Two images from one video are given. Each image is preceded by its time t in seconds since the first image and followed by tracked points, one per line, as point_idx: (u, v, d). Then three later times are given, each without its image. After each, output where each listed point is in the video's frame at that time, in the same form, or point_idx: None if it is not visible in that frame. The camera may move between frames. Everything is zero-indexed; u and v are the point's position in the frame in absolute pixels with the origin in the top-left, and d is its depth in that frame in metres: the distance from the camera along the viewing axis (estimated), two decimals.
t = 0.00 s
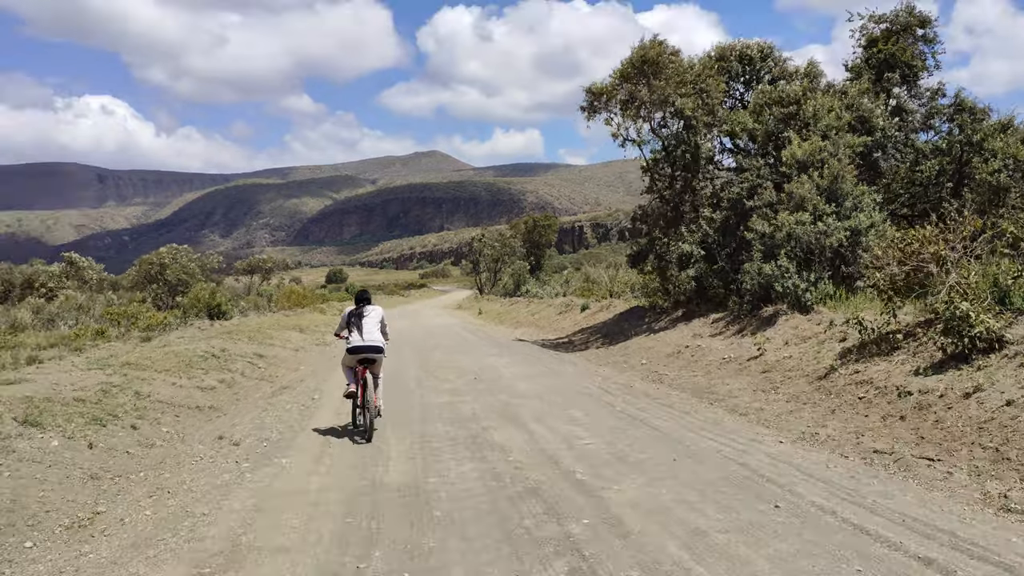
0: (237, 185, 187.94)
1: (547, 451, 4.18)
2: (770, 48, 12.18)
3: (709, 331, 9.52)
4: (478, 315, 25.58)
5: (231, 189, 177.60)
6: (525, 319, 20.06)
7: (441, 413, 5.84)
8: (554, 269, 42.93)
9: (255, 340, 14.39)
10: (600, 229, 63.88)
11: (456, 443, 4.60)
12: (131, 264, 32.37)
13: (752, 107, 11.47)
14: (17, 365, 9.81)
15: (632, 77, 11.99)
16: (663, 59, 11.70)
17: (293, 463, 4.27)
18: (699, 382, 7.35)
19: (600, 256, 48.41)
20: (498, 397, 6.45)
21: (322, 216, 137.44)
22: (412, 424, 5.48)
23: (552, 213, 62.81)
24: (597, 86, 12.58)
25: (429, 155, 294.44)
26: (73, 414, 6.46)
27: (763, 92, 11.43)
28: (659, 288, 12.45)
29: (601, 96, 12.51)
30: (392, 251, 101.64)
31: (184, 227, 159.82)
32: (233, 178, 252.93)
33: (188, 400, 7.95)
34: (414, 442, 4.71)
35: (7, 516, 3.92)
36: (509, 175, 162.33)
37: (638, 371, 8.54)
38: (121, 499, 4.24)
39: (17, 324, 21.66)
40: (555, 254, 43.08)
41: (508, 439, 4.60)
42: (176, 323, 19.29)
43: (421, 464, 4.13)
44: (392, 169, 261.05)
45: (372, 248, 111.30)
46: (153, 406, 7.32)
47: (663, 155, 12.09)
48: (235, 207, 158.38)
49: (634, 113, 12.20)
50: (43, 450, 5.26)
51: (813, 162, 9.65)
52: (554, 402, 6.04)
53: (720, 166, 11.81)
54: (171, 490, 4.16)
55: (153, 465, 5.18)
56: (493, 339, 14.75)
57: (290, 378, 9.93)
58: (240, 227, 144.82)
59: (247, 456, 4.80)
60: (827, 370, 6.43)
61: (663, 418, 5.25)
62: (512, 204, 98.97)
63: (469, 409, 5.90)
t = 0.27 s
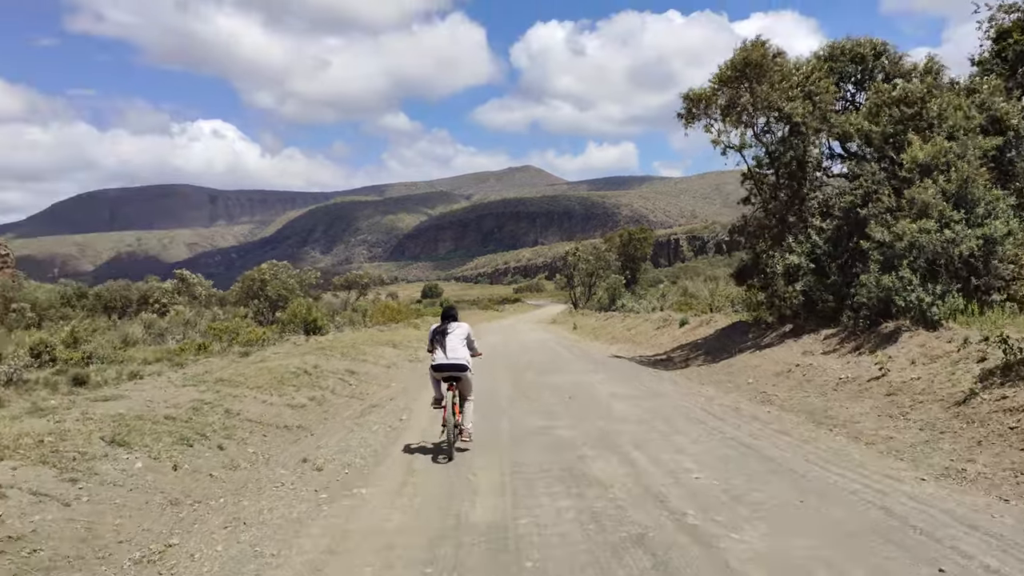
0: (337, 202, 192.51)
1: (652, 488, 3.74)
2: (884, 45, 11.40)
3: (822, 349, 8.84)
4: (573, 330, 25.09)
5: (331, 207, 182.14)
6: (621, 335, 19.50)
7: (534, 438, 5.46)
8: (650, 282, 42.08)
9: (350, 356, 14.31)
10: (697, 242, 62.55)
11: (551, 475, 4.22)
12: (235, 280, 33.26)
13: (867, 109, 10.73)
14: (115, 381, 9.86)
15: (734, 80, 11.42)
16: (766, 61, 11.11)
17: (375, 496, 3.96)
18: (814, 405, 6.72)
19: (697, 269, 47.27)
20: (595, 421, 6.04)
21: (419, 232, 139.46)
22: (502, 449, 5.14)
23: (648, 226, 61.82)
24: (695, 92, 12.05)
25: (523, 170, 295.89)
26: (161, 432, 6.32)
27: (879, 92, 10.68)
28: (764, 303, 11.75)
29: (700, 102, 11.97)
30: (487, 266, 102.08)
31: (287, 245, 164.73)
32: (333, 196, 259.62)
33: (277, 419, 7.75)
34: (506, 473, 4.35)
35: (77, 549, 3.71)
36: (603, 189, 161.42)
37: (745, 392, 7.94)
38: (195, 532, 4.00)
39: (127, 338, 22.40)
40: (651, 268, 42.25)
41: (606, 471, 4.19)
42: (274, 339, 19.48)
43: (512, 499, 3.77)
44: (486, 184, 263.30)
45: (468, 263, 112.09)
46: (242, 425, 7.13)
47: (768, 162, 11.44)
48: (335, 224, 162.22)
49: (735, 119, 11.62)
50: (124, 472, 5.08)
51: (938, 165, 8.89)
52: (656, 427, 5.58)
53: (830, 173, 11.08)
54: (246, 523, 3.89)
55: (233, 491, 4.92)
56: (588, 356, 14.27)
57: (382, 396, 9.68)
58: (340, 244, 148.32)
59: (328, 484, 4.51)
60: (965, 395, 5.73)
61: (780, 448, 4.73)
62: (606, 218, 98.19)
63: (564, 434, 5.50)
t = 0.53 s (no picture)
0: (438, 218, 195.26)
1: (784, 537, 3.25)
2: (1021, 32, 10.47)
3: (959, 366, 8.03)
4: (676, 343, 24.39)
5: (433, 223, 184.83)
6: (728, 348, 18.76)
7: (641, 468, 4.99)
8: (756, 293, 40.83)
9: (448, 372, 14.00)
10: (805, 251, 60.56)
11: (663, 517, 3.77)
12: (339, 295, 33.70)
13: (1002, 101, 9.85)
14: (214, 399, 9.77)
15: (852, 76, 10.75)
16: (888, 54, 10.40)
17: (467, 538, 3.60)
18: (958, 430, 6.02)
19: (805, 279, 45.64)
20: (709, 448, 5.54)
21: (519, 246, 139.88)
22: (606, 479, 4.73)
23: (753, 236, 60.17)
24: (809, 91, 11.39)
25: (623, 182, 293.91)
26: (252, 456, 6.01)
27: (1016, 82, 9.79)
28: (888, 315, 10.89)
29: (814, 101, 11.31)
30: (587, 279, 101.46)
31: (390, 261, 167.87)
32: (435, 212, 263.57)
33: (372, 441, 7.45)
34: (611, 513, 3.92)
35: None
36: (705, 199, 158.76)
37: (873, 414, 7.26)
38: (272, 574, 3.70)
39: (235, 354, 22.82)
40: (757, 278, 40.97)
41: (729, 514, 3.72)
42: (376, 355, 19.53)
43: (622, 547, 3.35)
44: (586, 197, 262.67)
45: (568, 275, 111.76)
46: (336, 447, 6.85)
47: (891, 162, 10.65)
48: (437, 240, 164.49)
49: (854, 120, 10.91)
50: (211, 499, 4.82)
51: None
52: (779, 456, 5.06)
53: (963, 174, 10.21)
54: (325, 565, 3.56)
55: (321, 522, 4.60)
56: (695, 371, 13.63)
57: (479, 417, 9.32)
58: (441, 259, 150.15)
59: (417, 520, 4.16)
60: None
61: (930, 486, 4.13)
62: (708, 229, 96.32)
63: (675, 464, 5.04)
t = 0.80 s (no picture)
0: (518, 228, 195.63)
1: None
2: None
3: None
4: (761, 353, 23.51)
5: (513, 233, 185.26)
6: (816, 358, 17.90)
7: (720, 493, 4.51)
8: (845, 300, 39.32)
9: (522, 384, 13.63)
10: (897, 257, 58.27)
11: (746, 553, 3.31)
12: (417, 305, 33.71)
13: None
14: (281, 412, 9.61)
15: (951, 64, 10.06)
16: (991, 38, 9.67)
17: None
18: None
19: (898, 285, 43.79)
20: (798, 469, 5.02)
21: (599, 255, 138.90)
22: (681, 506, 4.28)
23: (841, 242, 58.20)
24: (903, 83, 10.69)
25: (705, 189, 289.67)
26: (308, 474, 5.72)
27: None
28: (995, 322, 10.01)
29: (910, 93, 10.61)
30: (669, 287, 99.96)
31: (471, 272, 168.83)
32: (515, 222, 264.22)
33: (436, 457, 7.10)
34: (686, 547, 3.48)
35: None
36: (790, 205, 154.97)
37: (982, 430, 6.59)
38: None
39: (315, 365, 22.92)
40: (846, 285, 39.46)
41: (823, 552, 3.23)
42: (452, 365, 19.31)
43: None
44: (667, 205, 259.67)
45: (649, 284, 110.38)
46: (397, 464, 6.51)
47: (996, 155, 9.85)
48: (517, 250, 164.73)
49: (954, 110, 10.16)
50: (256, 523, 4.51)
51: None
52: (878, 481, 4.52)
53: None
54: None
55: (370, 551, 4.25)
56: (781, 383, 12.95)
57: (551, 431, 8.89)
58: (521, 269, 150.20)
59: (470, 552, 3.76)
60: None
61: None
62: (794, 235, 93.84)
63: (760, 488, 4.54)
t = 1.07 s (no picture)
0: (591, 241, 194.67)
1: None
2: None
3: None
4: (844, 367, 22.49)
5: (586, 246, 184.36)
6: (903, 373, 16.93)
7: (794, 530, 4.02)
8: (933, 312, 37.57)
9: (591, 400, 13.13)
10: (987, 266, 55.66)
11: None
12: (488, 319, 33.51)
13: None
14: (340, 429, 9.37)
15: None
16: None
17: None
18: None
19: (990, 296, 41.73)
20: (885, 501, 4.48)
21: (673, 267, 137.13)
22: (750, 545, 3.81)
23: (927, 251, 55.93)
24: (996, 78, 9.90)
25: (783, 199, 283.78)
26: (352, 499, 5.38)
27: None
28: None
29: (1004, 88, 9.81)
30: (745, 300, 97.86)
31: (544, 285, 168.69)
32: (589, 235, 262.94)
33: (491, 480, 6.69)
34: None
35: None
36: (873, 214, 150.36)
37: None
38: None
39: (383, 380, 22.85)
40: (934, 295, 37.74)
41: None
42: (519, 380, 18.92)
43: None
44: (743, 216, 255.17)
45: (725, 297, 108.32)
46: (448, 487, 6.13)
47: None
48: (591, 263, 163.81)
49: None
50: (285, 556, 4.16)
51: None
52: (979, 518, 3.95)
53: None
54: None
55: None
56: (865, 400, 12.17)
57: (616, 452, 8.39)
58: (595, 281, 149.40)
59: None
60: None
61: None
62: (877, 245, 90.86)
63: (842, 525, 4.03)
